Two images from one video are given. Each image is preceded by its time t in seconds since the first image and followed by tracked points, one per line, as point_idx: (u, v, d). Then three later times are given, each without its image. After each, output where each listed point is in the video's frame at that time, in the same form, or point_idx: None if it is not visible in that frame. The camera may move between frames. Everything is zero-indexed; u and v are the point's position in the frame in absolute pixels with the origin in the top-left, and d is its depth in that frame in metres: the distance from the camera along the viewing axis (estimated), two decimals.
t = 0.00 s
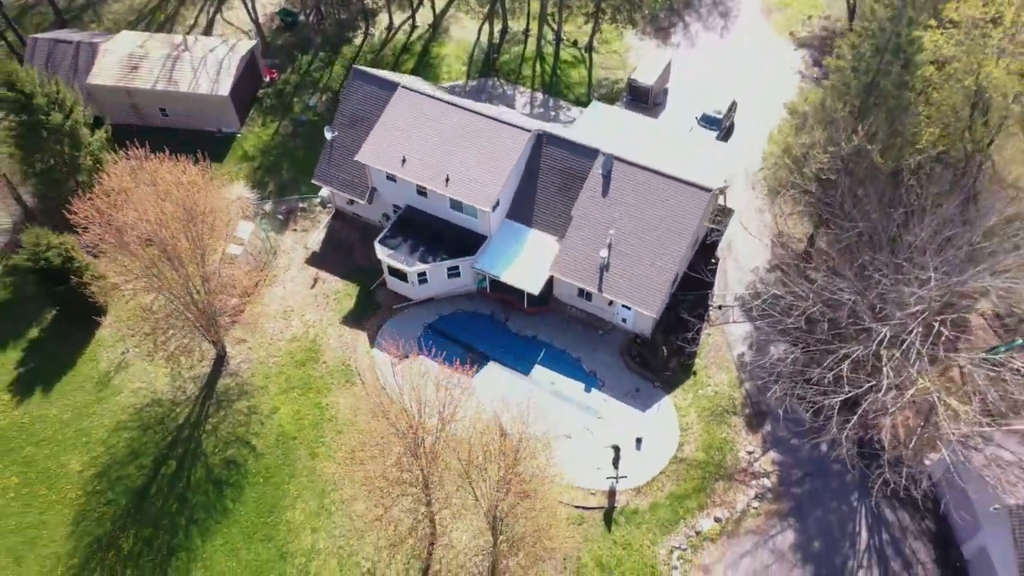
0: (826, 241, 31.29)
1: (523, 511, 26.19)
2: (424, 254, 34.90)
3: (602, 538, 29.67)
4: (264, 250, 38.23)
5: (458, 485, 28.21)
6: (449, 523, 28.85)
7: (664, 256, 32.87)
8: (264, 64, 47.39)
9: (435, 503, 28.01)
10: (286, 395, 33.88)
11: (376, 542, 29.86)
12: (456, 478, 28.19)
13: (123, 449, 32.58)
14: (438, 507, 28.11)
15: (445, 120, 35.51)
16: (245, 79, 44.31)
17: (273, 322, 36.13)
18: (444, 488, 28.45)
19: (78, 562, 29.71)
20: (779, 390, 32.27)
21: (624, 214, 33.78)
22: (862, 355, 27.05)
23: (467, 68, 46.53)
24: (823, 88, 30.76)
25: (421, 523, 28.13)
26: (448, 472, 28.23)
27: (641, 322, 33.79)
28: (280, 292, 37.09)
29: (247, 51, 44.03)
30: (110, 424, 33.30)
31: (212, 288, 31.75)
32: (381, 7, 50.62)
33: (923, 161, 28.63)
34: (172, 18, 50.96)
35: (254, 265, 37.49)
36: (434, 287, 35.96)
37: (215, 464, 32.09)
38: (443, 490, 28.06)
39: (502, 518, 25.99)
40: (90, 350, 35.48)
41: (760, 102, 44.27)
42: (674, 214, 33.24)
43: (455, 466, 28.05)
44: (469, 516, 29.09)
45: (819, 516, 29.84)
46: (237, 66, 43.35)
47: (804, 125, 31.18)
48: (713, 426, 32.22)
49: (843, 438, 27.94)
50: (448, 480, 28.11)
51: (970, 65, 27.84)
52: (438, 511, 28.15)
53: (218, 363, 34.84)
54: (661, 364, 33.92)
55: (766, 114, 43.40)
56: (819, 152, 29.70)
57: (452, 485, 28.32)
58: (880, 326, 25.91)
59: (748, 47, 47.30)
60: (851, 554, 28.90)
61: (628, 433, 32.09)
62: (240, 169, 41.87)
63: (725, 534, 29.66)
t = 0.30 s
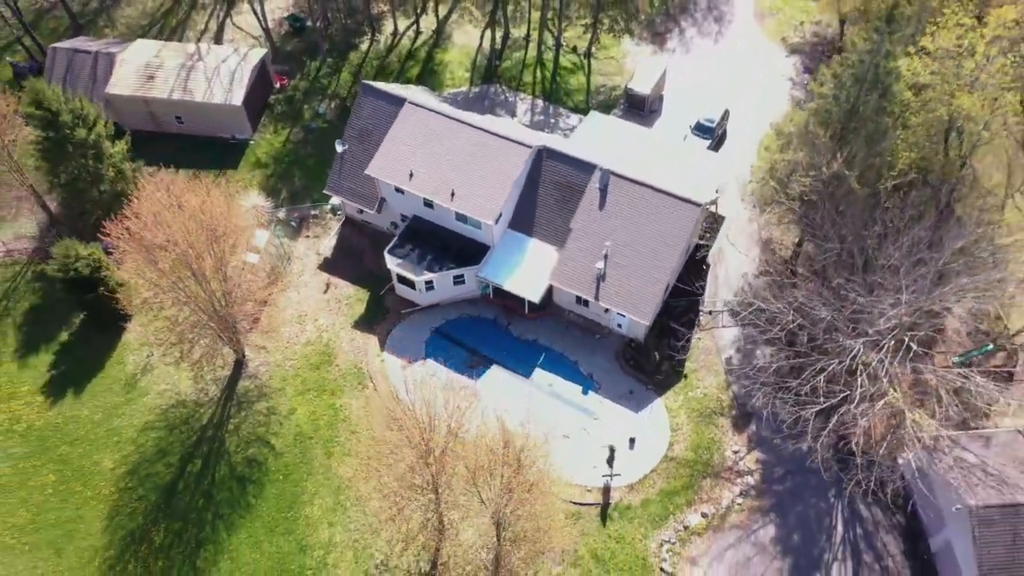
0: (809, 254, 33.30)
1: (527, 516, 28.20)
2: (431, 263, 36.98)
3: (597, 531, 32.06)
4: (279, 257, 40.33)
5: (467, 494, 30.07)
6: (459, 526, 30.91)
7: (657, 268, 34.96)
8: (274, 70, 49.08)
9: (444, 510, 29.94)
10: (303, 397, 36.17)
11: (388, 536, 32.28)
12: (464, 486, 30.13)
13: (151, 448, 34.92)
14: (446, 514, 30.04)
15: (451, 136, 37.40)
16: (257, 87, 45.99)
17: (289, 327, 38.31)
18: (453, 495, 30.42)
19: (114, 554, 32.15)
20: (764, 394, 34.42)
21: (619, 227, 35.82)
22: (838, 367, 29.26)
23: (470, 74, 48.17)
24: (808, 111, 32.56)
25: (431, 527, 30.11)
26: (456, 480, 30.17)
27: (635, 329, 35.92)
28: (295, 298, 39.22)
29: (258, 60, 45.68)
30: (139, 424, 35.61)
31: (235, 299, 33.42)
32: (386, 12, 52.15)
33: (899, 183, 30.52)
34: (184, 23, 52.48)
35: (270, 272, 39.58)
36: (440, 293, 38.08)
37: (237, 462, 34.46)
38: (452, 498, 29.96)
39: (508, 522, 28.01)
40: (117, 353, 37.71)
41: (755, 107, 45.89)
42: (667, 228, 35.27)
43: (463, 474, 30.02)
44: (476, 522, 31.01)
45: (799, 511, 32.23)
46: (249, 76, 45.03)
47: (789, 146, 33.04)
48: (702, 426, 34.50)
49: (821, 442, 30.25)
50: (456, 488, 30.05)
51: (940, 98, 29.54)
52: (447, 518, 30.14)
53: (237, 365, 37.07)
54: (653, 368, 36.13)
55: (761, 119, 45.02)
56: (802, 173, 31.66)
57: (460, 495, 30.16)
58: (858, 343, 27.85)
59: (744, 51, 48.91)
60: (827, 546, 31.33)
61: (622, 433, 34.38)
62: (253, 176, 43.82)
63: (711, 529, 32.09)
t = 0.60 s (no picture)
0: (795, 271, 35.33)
1: (529, 523, 30.37)
2: (437, 276, 39.00)
3: (593, 531, 34.30)
4: (291, 270, 42.35)
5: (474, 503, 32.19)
6: (467, 531, 33.09)
7: (650, 282, 36.97)
8: (283, 82, 50.80)
9: (452, 517, 32.13)
10: (317, 403, 38.32)
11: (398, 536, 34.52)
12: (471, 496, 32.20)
13: (175, 452, 37.12)
14: (455, 520, 32.25)
15: (456, 155, 39.31)
16: (268, 101, 47.77)
17: (302, 336, 40.42)
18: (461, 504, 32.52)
19: (142, 553, 34.43)
20: (750, 402, 36.55)
21: (615, 243, 37.80)
22: (817, 382, 31.40)
23: (474, 87, 49.93)
24: (795, 136, 34.42)
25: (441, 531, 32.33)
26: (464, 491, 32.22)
27: (630, 339, 37.98)
28: (307, 308, 41.29)
29: (269, 75, 47.45)
30: (162, 429, 37.78)
31: (251, 316, 35.55)
32: (391, 24, 53.79)
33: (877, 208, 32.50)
34: (195, 34, 54.11)
35: (283, 283, 41.64)
36: (446, 304, 40.13)
37: (256, 466, 36.66)
38: (460, 506, 32.09)
39: (511, 528, 30.22)
40: (139, 361, 39.81)
41: (748, 119, 47.67)
42: (661, 244, 37.24)
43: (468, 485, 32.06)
44: (482, 527, 33.26)
45: (782, 513, 34.48)
46: (260, 90, 46.80)
47: (777, 169, 34.91)
48: (692, 432, 36.68)
49: (801, 451, 32.46)
50: (464, 498, 32.14)
51: (917, 128, 31.54)
52: (456, 523, 32.33)
53: (254, 373, 39.19)
54: (647, 376, 38.23)
55: (753, 131, 46.85)
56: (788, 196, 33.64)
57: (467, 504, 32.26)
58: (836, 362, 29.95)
59: (738, 63, 50.61)
60: (807, 546, 33.59)
61: (619, 439, 36.56)
62: (266, 188, 45.74)
63: (700, 529, 34.36)
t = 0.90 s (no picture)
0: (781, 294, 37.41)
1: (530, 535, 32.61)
2: (442, 296, 41.10)
3: (590, 539, 36.49)
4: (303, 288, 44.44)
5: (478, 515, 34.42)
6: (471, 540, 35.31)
7: (644, 302, 39.05)
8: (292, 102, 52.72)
9: (458, 528, 34.39)
10: (329, 417, 40.48)
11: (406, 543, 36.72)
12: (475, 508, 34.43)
13: (195, 463, 39.29)
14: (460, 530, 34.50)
15: (460, 180, 41.35)
16: (279, 122, 49.73)
17: (314, 351, 42.55)
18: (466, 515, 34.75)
19: (166, 559, 36.65)
20: (738, 417, 38.71)
21: (611, 265, 39.88)
22: (799, 403, 33.59)
23: (476, 108, 51.88)
24: (780, 168, 36.46)
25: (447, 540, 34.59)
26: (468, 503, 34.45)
27: (625, 356, 40.08)
28: (319, 324, 43.40)
29: (280, 98, 49.40)
30: (183, 441, 39.96)
31: (267, 337, 37.70)
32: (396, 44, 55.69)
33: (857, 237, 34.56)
34: (207, 54, 55.98)
35: (295, 301, 43.74)
36: (450, 322, 42.23)
37: (272, 476, 38.83)
38: (465, 517, 34.34)
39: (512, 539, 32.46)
40: (160, 376, 41.96)
41: (740, 139, 49.63)
42: (654, 267, 39.31)
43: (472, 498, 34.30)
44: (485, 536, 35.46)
45: (767, 521, 36.68)
46: (272, 113, 48.78)
47: (764, 197, 36.95)
48: (684, 444, 38.85)
49: (784, 466, 34.65)
50: (468, 510, 34.38)
51: (894, 163, 33.49)
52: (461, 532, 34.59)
53: (269, 388, 41.32)
54: (641, 391, 40.37)
55: (744, 152, 48.86)
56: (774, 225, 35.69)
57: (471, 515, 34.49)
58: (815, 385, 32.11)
59: (730, 84, 52.56)
60: (791, 553, 35.79)
61: (614, 451, 38.72)
62: (278, 208, 47.77)
63: (689, 537, 36.55)
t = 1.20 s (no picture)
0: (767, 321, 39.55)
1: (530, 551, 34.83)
2: (447, 320, 43.29)
3: (586, 552, 38.64)
4: (314, 310, 46.58)
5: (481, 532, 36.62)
6: (475, 554, 37.50)
7: (638, 327, 41.18)
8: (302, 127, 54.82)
9: (462, 543, 36.61)
10: (339, 435, 42.63)
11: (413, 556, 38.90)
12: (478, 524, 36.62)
13: (212, 479, 41.44)
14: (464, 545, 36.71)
15: (463, 209, 43.48)
16: (289, 149, 51.84)
17: (324, 372, 44.70)
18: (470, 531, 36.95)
19: (187, 571, 38.86)
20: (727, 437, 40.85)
21: (607, 291, 42.01)
22: (782, 427, 35.77)
23: (478, 134, 53.99)
24: (767, 202, 38.60)
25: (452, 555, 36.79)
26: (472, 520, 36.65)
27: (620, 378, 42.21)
28: (329, 345, 45.54)
29: (290, 125, 51.50)
30: (201, 458, 42.12)
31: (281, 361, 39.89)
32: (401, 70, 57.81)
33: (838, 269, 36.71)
34: (219, 79, 58.08)
35: (306, 323, 45.87)
36: (455, 344, 44.37)
37: (286, 492, 41.01)
38: (469, 533, 36.54)
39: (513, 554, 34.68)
40: (178, 396, 44.11)
41: (732, 165, 51.75)
42: (648, 293, 41.43)
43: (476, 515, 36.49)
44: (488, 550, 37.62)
45: (753, 535, 38.84)
46: (283, 140, 50.89)
47: (751, 228, 39.08)
48: (676, 462, 41.01)
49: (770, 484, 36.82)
50: (472, 526, 36.58)
51: (872, 200, 35.61)
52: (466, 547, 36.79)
53: (282, 407, 43.47)
54: (636, 411, 42.50)
55: (736, 177, 50.99)
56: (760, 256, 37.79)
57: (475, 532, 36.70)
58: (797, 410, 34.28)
59: (723, 110, 54.68)
60: (776, 566, 37.96)
61: (609, 468, 40.88)
62: (289, 232, 49.93)
63: (680, 551, 38.70)
